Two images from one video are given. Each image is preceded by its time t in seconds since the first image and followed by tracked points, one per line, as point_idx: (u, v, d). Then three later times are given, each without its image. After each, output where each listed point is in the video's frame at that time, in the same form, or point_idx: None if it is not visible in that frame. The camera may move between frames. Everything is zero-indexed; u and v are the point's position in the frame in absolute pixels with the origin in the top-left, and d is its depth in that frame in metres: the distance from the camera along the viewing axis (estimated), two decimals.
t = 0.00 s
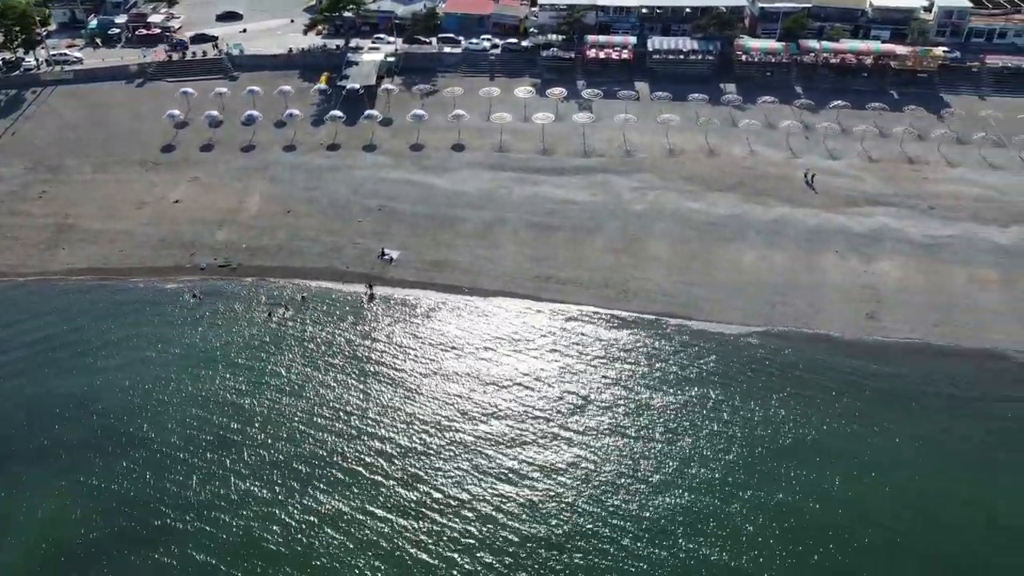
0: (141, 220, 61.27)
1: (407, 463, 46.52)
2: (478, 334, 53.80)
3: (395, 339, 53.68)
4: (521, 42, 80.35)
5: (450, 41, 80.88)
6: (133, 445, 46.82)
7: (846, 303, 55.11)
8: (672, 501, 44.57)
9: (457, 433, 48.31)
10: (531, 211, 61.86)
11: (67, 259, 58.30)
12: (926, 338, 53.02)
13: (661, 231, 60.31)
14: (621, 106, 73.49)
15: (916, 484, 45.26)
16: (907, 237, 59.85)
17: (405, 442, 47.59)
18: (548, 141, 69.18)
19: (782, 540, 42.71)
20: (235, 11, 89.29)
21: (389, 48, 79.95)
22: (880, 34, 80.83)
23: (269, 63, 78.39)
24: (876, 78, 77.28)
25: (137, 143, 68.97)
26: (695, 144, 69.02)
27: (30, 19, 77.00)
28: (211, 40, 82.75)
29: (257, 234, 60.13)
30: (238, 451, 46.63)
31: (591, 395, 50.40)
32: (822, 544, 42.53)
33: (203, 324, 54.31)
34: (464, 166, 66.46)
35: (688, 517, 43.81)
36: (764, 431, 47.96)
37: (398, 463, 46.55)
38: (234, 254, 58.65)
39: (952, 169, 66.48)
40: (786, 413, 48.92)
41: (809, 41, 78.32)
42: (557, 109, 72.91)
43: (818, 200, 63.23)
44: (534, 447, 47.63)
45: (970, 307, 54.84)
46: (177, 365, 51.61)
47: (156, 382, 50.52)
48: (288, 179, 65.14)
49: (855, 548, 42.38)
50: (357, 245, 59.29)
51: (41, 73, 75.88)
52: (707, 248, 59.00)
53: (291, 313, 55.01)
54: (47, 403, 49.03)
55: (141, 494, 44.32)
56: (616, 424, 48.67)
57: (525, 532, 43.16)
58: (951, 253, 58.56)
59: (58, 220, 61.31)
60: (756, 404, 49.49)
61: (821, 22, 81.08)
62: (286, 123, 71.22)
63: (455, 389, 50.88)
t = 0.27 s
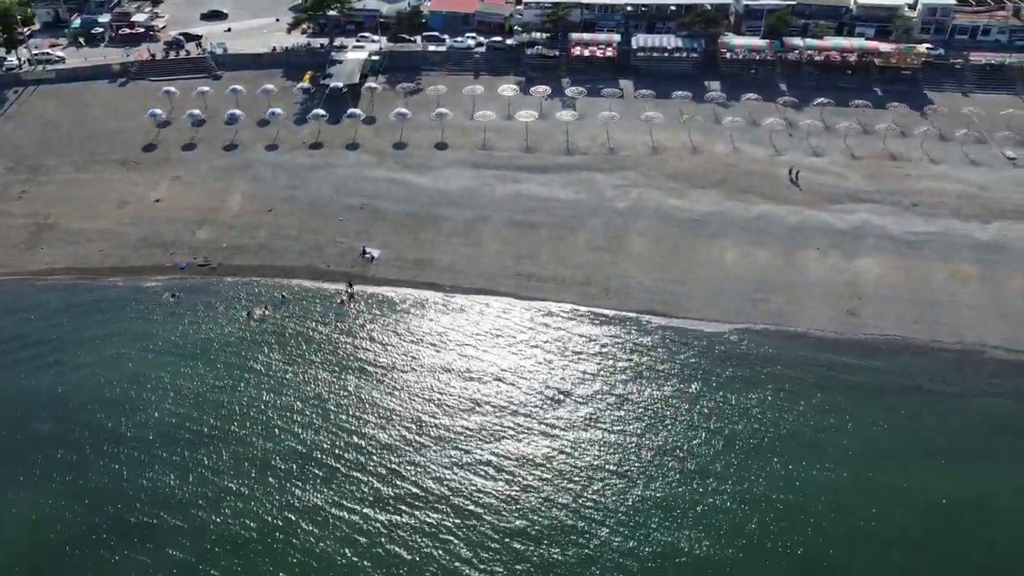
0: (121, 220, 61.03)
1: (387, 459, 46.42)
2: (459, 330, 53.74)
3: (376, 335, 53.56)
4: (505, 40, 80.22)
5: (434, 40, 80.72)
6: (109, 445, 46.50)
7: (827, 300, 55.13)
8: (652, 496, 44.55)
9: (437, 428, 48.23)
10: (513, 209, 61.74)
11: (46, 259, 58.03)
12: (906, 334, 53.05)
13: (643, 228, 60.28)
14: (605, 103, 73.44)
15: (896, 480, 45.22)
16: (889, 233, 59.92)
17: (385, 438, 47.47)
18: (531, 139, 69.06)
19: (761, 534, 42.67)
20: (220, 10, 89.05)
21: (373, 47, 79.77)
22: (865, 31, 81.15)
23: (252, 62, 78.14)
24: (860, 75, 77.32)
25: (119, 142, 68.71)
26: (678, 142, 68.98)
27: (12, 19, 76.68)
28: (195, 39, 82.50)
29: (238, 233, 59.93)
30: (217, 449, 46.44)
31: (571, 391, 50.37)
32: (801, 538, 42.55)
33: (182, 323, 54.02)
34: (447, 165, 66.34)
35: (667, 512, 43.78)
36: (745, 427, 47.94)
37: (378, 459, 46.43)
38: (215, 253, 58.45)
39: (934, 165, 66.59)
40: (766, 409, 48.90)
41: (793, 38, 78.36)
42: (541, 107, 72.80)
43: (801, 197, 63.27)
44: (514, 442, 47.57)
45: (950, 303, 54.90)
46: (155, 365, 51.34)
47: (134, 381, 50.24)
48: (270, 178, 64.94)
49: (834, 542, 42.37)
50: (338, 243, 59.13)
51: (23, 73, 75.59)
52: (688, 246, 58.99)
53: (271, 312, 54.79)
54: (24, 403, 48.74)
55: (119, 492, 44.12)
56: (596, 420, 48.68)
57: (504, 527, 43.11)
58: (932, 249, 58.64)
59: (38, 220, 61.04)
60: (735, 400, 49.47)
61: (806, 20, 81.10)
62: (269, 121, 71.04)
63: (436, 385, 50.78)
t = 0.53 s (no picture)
0: (101, 219, 60.71)
1: (366, 454, 46.27)
2: (440, 327, 53.61)
3: (356, 333, 53.39)
4: (491, 38, 80.11)
5: (419, 38, 80.44)
6: (85, 446, 46.15)
7: (809, 296, 55.08)
8: (630, 491, 44.47)
9: (417, 424, 48.11)
10: (495, 207, 61.55)
11: (24, 259, 57.69)
12: (887, 330, 52.97)
13: (626, 226, 60.12)
14: (589, 101, 73.28)
15: (875, 478, 45.06)
16: (871, 230, 59.87)
17: (364, 434, 47.30)
18: (514, 137, 68.87)
19: (739, 529, 42.61)
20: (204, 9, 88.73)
21: (357, 46, 79.53)
22: (849, 29, 81.12)
23: (236, 60, 77.88)
24: (844, 72, 77.29)
25: (100, 141, 68.34)
26: (662, 139, 68.84)
27: None
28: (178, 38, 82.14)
29: (219, 233, 59.67)
30: (195, 447, 46.20)
31: (551, 387, 50.28)
32: (779, 533, 42.49)
33: (161, 323, 53.76)
34: (430, 163, 66.14)
35: (645, 506, 43.69)
36: (724, 423, 47.83)
37: (356, 455, 46.26)
38: (195, 253, 58.17)
39: (918, 162, 66.58)
40: (746, 405, 48.79)
41: (778, 36, 78.38)
42: (525, 105, 72.54)
43: (784, 194, 63.21)
44: (493, 438, 47.48)
45: (931, 299, 54.88)
46: (133, 365, 51.02)
47: (112, 382, 49.92)
48: (251, 177, 64.68)
49: (812, 538, 42.29)
50: (319, 242, 58.91)
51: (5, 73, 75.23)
52: (670, 243, 58.86)
53: (250, 311, 54.51)
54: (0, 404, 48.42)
55: (94, 492, 43.80)
56: (576, 415, 48.60)
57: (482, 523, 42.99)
58: (914, 246, 58.65)
59: (17, 220, 60.67)
60: (715, 396, 49.34)
61: (791, 17, 81.04)
62: (251, 120, 70.78)
63: (415, 381, 50.63)
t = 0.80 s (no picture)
0: (82, 219, 60.45)
1: (346, 451, 46.23)
2: (422, 324, 53.56)
3: (337, 331, 53.29)
4: (475, 37, 79.92)
5: (403, 37, 80.37)
6: (63, 445, 45.97)
7: (791, 293, 55.13)
8: (610, 487, 44.55)
9: (397, 421, 48.09)
10: (478, 205, 61.48)
11: (4, 259, 57.41)
12: (868, 326, 53.01)
13: (608, 223, 60.05)
14: (573, 99, 73.25)
15: (855, 473, 45.10)
16: (853, 227, 59.91)
17: (344, 430, 47.23)
18: (498, 135, 68.77)
19: (718, 525, 42.67)
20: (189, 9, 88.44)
21: (342, 44, 79.35)
22: (835, 26, 80.96)
23: (220, 59, 77.71)
24: (829, 69, 77.43)
25: (82, 141, 68.07)
26: (646, 137, 68.80)
27: None
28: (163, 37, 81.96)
29: (200, 232, 59.48)
30: (173, 446, 46.07)
31: (533, 383, 50.31)
32: (758, 528, 42.53)
33: (141, 323, 53.59)
34: (413, 162, 66.02)
35: (625, 502, 43.75)
36: (704, 420, 47.88)
37: (336, 451, 46.20)
38: (176, 252, 57.96)
39: (901, 159, 66.68)
40: (726, 402, 48.81)
41: (762, 33, 78.47)
42: (509, 103, 72.50)
43: (767, 191, 63.24)
44: (473, 435, 47.49)
45: (913, 296, 54.93)
46: (112, 365, 50.82)
47: (91, 381, 49.70)
48: (234, 176, 64.52)
49: (790, 532, 42.35)
50: (301, 241, 58.77)
51: None
52: (653, 239, 58.75)
53: (231, 310, 54.40)
54: None
55: (71, 491, 43.64)
56: (556, 411, 48.64)
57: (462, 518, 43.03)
58: (895, 242, 58.73)
59: None
60: (696, 393, 49.40)
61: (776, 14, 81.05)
62: (235, 119, 70.56)
63: (396, 379, 50.59)
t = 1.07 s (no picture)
0: (61, 219, 60.16)
1: (325, 447, 46.13)
2: (402, 321, 53.46)
3: (318, 328, 53.14)
4: (460, 35, 79.94)
5: (388, 36, 80.24)
6: (40, 443, 45.73)
7: (772, 290, 55.07)
8: (588, 481, 44.52)
9: (376, 417, 48.02)
10: (459, 203, 61.39)
11: None
12: (848, 322, 52.98)
13: (590, 221, 59.97)
14: (557, 97, 73.10)
15: (834, 470, 44.97)
16: (835, 223, 59.91)
17: (324, 426, 47.16)
18: (482, 133, 68.66)
19: (696, 519, 42.63)
20: (174, 8, 88.15)
21: (326, 43, 79.19)
22: (819, 23, 80.98)
23: (203, 59, 77.50)
24: (813, 66, 77.44)
25: (63, 140, 67.76)
26: (629, 134, 68.73)
27: None
28: (147, 37, 81.71)
29: (180, 231, 59.26)
30: (150, 444, 45.89)
31: (513, 379, 50.30)
32: (737, 523, 42.48)
33: (120, 322, 53.31)
34: (396, 160, 65.87)
35: (604, 497, 43.71)
36: (683, 416, 47.85)
37: (315, 447, 46.09)
38: (156, 252, 57.73)
39: (884, 156, 66.68)
40: (705, 398, 48.80)
41: (746, 31, 78.45)
42: (493, 101, 72.35)
43: (749, 189, 63.21)
44: (453, 430, 47.43)
45: (893, 291, 54.90)
46: (90, 364, 50.52)
47: (68, 380, 49.41)
48: (215, 175, 64.33)
49: (769, 527, 42.27)
50: (282, 240, 58.60)
51: None
52: (635, 237, 58.72)
53: (210, 309, 54.18)
54: None
55: (48, 489, 43.44)
56: (536, 407, 48.67)
57: (440, 514, 42.97)
58: (877, 239, 58.72)
59: None
60: (675, 388, 49.38)
61: (760, 12, 81.00)
62: (217, 119, 70.38)
63: (376, 375, 50.46)
